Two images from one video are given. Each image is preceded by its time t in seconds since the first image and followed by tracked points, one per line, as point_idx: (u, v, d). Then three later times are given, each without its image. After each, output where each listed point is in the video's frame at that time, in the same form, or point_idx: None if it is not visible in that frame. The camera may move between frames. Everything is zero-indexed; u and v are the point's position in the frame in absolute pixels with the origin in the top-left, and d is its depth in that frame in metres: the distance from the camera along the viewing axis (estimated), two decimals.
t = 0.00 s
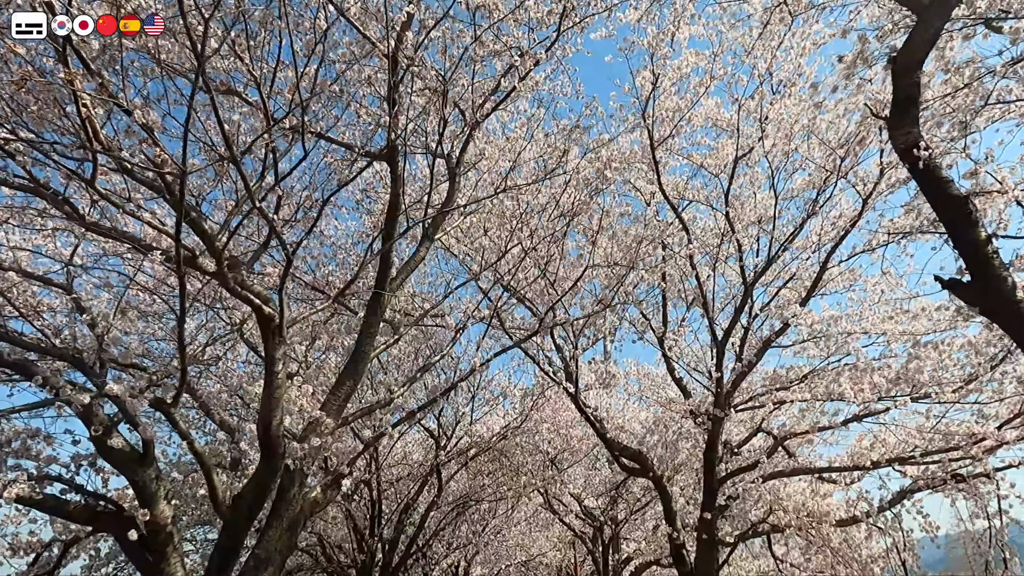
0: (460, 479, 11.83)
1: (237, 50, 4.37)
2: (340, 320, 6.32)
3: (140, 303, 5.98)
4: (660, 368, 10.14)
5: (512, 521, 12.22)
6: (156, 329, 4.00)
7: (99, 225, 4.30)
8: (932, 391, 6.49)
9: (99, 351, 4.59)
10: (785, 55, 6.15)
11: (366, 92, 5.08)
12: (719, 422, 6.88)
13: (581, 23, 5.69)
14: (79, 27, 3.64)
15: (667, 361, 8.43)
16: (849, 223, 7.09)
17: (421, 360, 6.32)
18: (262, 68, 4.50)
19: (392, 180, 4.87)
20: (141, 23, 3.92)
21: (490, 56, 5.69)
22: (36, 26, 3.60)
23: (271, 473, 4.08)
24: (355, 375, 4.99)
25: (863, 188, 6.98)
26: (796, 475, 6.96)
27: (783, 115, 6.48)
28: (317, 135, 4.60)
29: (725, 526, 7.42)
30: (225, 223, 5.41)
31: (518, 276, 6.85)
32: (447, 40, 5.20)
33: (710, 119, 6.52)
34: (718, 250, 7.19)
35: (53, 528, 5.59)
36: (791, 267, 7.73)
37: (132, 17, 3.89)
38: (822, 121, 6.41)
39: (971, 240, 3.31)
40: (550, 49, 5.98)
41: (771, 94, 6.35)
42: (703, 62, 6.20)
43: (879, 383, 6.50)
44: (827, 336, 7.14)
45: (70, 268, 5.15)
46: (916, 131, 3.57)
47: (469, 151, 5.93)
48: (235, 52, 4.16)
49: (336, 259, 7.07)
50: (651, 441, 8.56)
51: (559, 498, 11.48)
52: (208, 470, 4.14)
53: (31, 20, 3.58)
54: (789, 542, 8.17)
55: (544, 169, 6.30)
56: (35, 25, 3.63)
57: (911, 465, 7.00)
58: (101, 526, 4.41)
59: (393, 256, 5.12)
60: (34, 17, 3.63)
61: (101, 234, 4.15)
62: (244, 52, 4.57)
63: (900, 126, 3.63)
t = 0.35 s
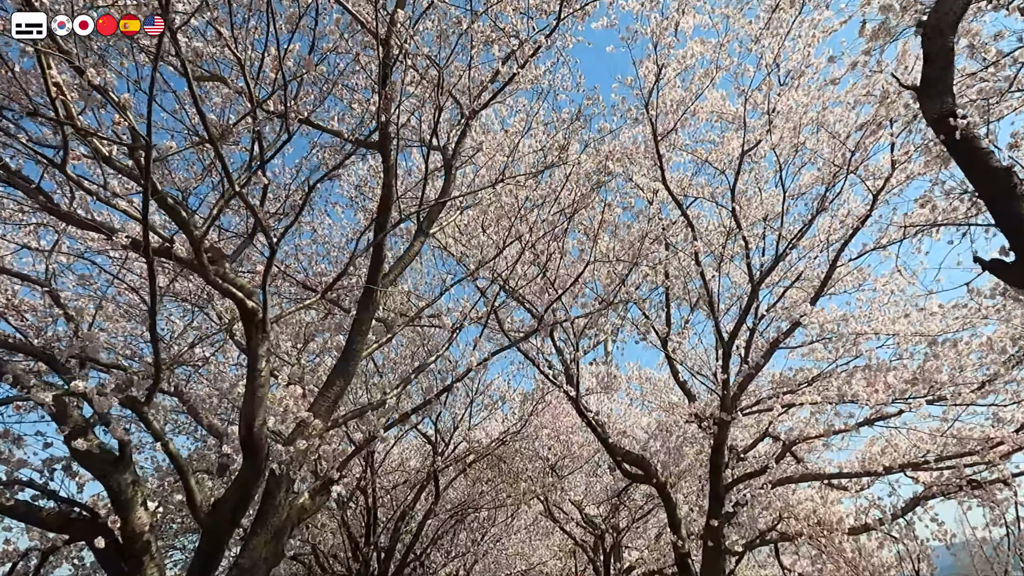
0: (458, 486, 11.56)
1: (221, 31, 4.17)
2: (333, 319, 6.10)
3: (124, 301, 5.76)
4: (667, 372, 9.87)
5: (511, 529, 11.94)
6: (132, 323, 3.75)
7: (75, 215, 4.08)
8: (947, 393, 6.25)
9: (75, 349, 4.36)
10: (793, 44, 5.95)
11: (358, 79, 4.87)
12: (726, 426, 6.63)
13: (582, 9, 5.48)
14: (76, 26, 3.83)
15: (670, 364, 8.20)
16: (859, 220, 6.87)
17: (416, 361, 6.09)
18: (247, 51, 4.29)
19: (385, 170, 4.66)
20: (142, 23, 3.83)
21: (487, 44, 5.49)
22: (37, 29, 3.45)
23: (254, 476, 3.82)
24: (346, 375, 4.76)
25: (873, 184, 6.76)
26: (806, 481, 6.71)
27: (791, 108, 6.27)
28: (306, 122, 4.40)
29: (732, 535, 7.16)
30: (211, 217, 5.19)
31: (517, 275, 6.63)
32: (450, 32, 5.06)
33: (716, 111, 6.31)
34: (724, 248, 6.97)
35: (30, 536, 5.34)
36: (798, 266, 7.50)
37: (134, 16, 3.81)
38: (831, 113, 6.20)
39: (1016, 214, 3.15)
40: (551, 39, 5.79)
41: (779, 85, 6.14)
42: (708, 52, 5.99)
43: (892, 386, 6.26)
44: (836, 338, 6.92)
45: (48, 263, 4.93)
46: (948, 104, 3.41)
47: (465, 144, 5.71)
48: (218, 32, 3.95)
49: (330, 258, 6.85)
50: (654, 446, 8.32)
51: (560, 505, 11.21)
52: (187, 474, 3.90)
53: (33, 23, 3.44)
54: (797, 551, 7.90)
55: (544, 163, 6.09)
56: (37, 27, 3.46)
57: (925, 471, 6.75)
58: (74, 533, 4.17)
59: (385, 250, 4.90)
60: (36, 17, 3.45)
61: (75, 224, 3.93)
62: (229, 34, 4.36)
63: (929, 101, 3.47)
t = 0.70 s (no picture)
0: (458, 498, 11.26)
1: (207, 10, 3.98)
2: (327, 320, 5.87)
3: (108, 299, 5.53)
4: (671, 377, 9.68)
5: (512, 543, 11.61)
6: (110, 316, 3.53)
7: (52, 204, 3.87)
8: (966, 397, 6.00)
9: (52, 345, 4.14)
10: (802, 34, 5.76)
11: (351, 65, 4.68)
12: (736, 431, 6.38)
13: None
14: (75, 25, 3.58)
15: (676, 369, 7.96)
16: (871, 219, 6.66)
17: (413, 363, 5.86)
18: (234, 32, 4.10)
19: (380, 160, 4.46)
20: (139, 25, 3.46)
21: (487, 33, 5.31)
22: (38, 29, 3.21)
23: (237, 479, 3.57)
24: (338, 374, 4.53)
25: (886, 181, 6.55)
26: (819, 489, 6.44)
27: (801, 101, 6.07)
28: (297, 108, 4.21)
29: (742, 545, 6.88)
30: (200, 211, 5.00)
31: (518, 275, 6.41)
32: (442, 14, 4.82)
33: (723, 105, 6.13)
34: (732, 248, 6.76)
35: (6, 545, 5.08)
36: (808, 267, 7.28)
37: (134, 16, 3.43)
38: (842, 106, 6.00)
39: None
40: (553, 29, 5.63)
41: (788, 77, 5.94)
42: (715, 42, 5.79)
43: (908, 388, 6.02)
44: (848, 340, 6.68)
45: (27, 257, 4.71)
46: (994, 54, 3.50)
47: (464, 137, 5.52)
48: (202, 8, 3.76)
49: (325, 258, 6.64)
50: (660, 454, 8.06)
51: (562, 517, 10.90)
52: (167, 476, 3.64)
53: (34, 24, 3.21)
54: (810, 563, 7.61)
55: (546, 157, 5.88)
56: (36, 26, 3.19)
57: (943, 478, 6.48)
58: (47, 540, 3.92)
59: (380, 244, 4.68)
60: (36, 17, 3.20)
61: (50, 209, 3.71)
62: (216, 16, 4.18)
63: (975, 55, 3.58)
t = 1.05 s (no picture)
0: (455, 514, 10.94)
1: None
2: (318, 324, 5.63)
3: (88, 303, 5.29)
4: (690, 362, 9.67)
5: (511, 561, 11.27)
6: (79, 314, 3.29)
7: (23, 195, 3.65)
8: (984, 405, 5.75)
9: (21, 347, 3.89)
10: (810, 28, 5.58)
11: (343, 55, 4.49)
12: (745, 441, 6.12)
13: None
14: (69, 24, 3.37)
15: (680, 378, 7.70)
16: (880, 221, 6.45)
17: (407, 369, 5.60)
18: (218, 16, 3.91)
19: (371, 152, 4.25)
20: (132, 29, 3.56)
21: (485, 25, 5.12)
22: (38, 30, 3.16)
23: (215, 487, 3.30)
24: (327, 379, 4.29)
25: (896, 182, 6.35)
26: (831, 502, 6.17)
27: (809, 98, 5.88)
28: (285, 97, 4.01)
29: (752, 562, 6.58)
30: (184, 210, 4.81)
31: (517, 279, 6.19)
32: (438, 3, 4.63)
33: (728, 103, 5.94)
34: (738, 251, 6.55)
35: None
36: (815, 272, 7.06)
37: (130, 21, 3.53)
38: (851, 103, 5.81)
39: None
40: (552, 23, 5.45)
41: (795, 73, 5.76)
42: (720, 36, 5.61)
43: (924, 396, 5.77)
44: (860, 346, 6.44)
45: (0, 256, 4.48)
46: None
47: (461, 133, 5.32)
48: None
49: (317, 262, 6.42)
50: (665, 466, 7.78)
51: (563, 534, 10.59)
52: (138, 486, 3.37)
53: (33, 23, 3.20)
54: None
55: (546, 156, 5.69)
56: (34, 26, 3.14)
57: (960, 491, 6.21)
58: (10, 556, 3.65)
59: (371, 242, 4.46)
60: (36, 18, 3.18)
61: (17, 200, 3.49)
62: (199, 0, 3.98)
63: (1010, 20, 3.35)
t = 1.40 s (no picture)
0: (452, 528, 10.62)
1: None
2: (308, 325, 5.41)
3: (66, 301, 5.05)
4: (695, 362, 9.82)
5: None
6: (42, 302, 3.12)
7: None
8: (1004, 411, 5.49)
9: None
10: (818, 19, 5.40)
11: (333, 40, 4.29)
12: (752, 449, 5.84)
13: None
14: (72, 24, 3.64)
15: (684, 386, 7.46)
16: (890, 221, 6.24)
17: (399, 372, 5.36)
18: None
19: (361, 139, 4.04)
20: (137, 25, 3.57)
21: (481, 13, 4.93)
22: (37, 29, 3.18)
23: (185, 492, 3.05)
24: (313, 378, 4.04)
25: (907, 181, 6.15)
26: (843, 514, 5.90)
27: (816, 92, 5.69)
28: (271, 80, 3.81)
29: None
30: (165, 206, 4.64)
31: (515, 280, 5.96)
32: None
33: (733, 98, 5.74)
34: (743, 252, 6.34)
35: None
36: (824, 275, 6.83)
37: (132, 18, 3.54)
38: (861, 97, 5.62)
39: None
40: (551, 13, 5.28)
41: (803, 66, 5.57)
42: (724, 27, 5.43)
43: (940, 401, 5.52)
44: (872, 350, 6.20)
45: None
46: None
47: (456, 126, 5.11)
48: None
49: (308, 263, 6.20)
50: (668, 476, 7.51)
51: (563, 549, 10.26)
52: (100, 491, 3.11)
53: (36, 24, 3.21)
54: None
55: (545, 151, 5.48)
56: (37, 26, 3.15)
57: (978, 502, 5.93)
58: None
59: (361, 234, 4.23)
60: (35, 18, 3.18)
61: None
62: None
63: None
